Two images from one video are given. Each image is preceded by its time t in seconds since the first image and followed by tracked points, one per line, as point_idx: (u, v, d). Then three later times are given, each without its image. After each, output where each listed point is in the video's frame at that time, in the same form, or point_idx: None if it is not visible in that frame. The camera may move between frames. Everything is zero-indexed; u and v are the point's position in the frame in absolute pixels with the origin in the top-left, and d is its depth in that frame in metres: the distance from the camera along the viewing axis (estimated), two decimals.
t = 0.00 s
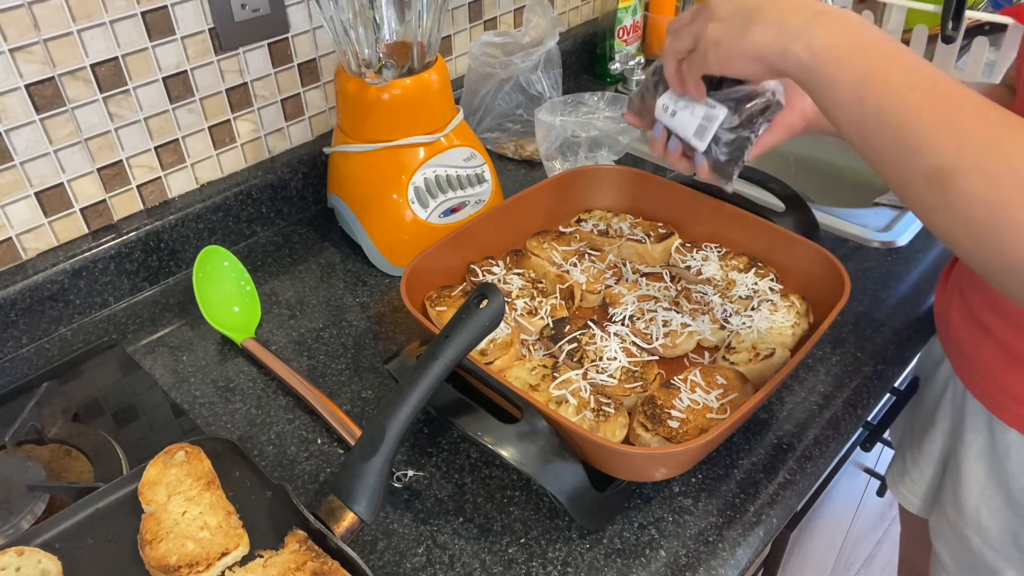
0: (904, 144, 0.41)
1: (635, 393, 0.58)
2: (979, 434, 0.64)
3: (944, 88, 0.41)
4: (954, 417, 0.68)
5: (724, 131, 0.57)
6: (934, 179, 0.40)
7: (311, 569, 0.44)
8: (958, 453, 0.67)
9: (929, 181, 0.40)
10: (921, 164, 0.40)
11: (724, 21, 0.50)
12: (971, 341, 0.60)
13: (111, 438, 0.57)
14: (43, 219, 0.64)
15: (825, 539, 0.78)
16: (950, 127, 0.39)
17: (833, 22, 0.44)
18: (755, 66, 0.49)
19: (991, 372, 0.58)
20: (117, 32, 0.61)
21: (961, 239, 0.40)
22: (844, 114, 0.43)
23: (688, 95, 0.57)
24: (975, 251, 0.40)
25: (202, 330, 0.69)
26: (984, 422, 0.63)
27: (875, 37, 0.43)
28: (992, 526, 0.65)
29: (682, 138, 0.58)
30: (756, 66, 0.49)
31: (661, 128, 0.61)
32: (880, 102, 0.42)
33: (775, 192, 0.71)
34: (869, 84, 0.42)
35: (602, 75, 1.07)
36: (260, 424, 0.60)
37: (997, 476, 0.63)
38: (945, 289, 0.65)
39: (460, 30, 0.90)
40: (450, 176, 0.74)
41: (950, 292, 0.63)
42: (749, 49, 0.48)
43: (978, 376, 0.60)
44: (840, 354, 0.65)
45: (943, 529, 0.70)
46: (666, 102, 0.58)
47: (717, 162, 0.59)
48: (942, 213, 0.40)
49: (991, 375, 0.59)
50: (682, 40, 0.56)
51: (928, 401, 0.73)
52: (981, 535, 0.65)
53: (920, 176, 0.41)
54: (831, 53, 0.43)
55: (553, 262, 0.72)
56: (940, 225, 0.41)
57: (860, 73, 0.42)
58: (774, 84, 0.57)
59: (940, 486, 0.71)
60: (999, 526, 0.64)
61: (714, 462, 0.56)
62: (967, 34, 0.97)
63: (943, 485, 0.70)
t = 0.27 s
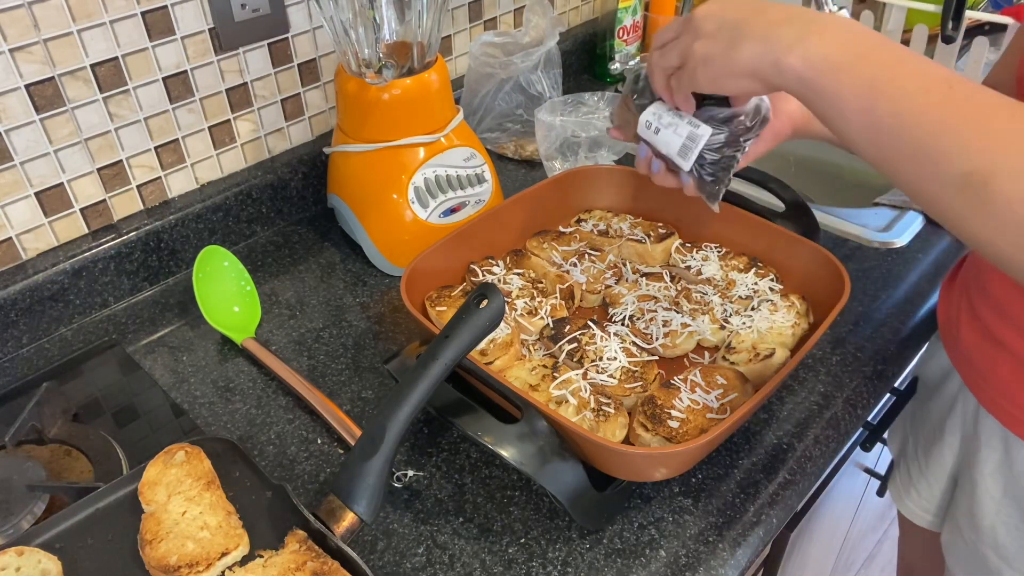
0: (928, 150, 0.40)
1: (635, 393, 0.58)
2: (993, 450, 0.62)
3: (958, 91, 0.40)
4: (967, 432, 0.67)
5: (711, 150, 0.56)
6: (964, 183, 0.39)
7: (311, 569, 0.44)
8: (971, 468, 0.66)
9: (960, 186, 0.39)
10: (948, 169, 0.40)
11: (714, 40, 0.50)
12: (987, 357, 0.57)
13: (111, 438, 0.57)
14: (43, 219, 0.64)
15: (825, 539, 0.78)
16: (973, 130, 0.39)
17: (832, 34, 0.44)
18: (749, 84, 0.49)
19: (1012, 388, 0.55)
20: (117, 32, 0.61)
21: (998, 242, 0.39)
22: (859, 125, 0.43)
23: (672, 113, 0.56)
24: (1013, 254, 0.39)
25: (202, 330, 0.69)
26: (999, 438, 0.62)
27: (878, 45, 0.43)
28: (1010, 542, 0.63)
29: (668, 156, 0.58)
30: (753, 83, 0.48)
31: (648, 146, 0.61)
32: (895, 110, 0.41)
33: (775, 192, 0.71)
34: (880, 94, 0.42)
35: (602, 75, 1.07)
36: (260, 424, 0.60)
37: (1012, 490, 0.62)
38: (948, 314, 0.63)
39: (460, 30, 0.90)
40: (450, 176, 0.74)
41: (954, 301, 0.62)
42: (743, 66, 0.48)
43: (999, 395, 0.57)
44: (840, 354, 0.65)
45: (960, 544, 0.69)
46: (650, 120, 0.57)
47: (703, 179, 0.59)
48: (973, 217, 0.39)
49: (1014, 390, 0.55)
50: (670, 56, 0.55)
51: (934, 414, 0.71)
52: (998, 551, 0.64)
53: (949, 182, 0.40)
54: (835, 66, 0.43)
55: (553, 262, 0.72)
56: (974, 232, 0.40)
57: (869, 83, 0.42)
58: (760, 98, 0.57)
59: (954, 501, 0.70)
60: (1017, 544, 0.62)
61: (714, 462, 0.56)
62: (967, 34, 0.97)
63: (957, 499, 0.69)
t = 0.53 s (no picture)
0: (913, 143, 0.37)
1: (635, 393, 0.58)
2: (1012, 467, 0.61)
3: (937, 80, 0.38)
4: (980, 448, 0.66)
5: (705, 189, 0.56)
6: (960, 174, 0.36)
7: (311, 569, 0.44)
8: (987, 483, 0.65)
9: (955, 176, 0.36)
10: (940, 162, 0.37)
11: (686, 78, 0.49)
12: (1001, 369, 0.56)
13: (111, 438, 0.57)
14: (43, 219, 0.64)
15: (825, 540, 0.78)
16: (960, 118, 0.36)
17: (798, 44, 0.42)
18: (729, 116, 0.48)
19: None
20: (117, 32, 0.61)
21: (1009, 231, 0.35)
22: (835, 127, 0.40)
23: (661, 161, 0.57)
24: None
25: (202, 330, 0.69)
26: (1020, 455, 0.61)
27: (845, 46, 0.41)
28: None
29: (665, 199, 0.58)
30: (730, 113, 0.48)
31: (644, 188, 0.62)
32: (872, 109, 0.39)
33: (775, 192, 0.71)
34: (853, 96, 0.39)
35: (602, 75, 1.07)
36: (260, 424, 0.60)
37: None
38: (954, 328, 0.62)
39: (460, 30, 0.90)
40: (450, 176, 0.74)
41: (965, 305, 0.61)
42: (714, 97, 0.47)
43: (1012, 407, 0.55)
44: (840, 354, 0.65)
45: (974, 559, 0.68)
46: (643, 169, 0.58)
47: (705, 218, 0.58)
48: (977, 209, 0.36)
49: None
50: (649, 113, 0.55)
51: (939, 428, 0.70)
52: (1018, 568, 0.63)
53: (941, 175, 0.37)
54: (805, 73, 0.41)
55: (553, 262, 0.72)
56: (978, 224, 0.36)
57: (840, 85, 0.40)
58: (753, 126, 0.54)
59: (966, 513, 0.69)
60: None
61: (714, 462, 0.56)
62: (967, 34, 0.97)
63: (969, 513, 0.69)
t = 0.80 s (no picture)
0: (891, 168, 0.38)
1: (635, 393, 0.58)
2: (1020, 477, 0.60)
3: (917, 101, 0.37)
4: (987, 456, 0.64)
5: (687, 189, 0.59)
6: (943, 196, 0.36)
7: (311, 569, 0.45)
8: (994, 492, 0.63)
9: (940, 199, 0.36)
10: (920, 185, 0.37)
11: (668, 99, 0.48)
12: (1011, 377, 0.55)
13: (111, 438, 0.57)
14: (43, 219, 0.64)
15: (825, 540, 0.78)
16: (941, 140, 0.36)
17: (775, 70, 0.42)
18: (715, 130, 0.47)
19: None
20: (117, 32, 0.61)
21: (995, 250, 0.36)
22: (819, 152, 0.40)
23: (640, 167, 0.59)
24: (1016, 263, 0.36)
25: (202, 330, 0.69)
26: None
27: (823, 69, 0.40)
28: None
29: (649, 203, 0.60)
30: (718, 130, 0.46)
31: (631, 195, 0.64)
32: (853, 135, 0.38)
33: (775, 192, 0.71)
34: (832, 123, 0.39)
35: (602, 75, 1.07)
36: (260, 424, 0.60)
37: None
38: (965, 327, 0.60)
39: (461, 30, 0.90)
40: (450, 176, 0.74)
41: (970, 311, 0.60)
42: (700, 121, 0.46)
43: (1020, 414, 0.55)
44: (840, 355, 0.65)
45: (979, 566, 0.67)
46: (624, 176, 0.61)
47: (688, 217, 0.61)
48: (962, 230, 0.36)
49: None
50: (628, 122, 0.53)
51: (942, 434, 0.69)
52: None
53: (922, 197, 0.37)
54: (783, 103, 0.41)
55: (553, 262, 0.72)
56: (960, 243, 0.37)
57: (820, 112, 0.40)
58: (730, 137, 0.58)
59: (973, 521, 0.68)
60: None
61: (714, 462, 0.56)
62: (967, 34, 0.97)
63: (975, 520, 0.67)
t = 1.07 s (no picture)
0: (861, 157, 0.38)
1: (635, 393, 0.58)
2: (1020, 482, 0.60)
3: (892, 95, 0.38)
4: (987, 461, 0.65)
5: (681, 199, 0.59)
6: (908, 185, 0.36)
7: (311, 569, 0.45)
8: (994, 497, 0.63)
9: (905, 188, 0.36)
10: (888, 175, 0.37)
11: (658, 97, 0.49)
12: (1009, 380, 0.55)
13: (111, 438, 0.57)
14: (43, 219, 0.64)
15: (825, 541, 0.78)
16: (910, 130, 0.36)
17: (761, 66, 0.43)
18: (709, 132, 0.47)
19: None
20: (117, 32, 0.61)
21: (960, 241, 0.36)
22: (796, 143, 0.41)
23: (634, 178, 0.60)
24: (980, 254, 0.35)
25: (202, 330, 0.69)
26: None
27: (806, 66, 0.41)
28: None
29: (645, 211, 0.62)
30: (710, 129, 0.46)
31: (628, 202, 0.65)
32: (827, 125, 0.39)
33: (775, 192, 0.71)
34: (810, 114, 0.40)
35: (602, 75, 1.07)
36: (260, 424, 0.60)
37: None
38: (966, 329, 0.60)
39: (461, 30, 0.90)
40: (450, 176, 0.74)
41: (971, 314, 0.60)
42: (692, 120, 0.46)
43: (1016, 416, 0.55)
44: (840, 355, 0.65)
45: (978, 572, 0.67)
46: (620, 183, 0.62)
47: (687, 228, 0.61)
48: (927, 220, 0.36)
49: None
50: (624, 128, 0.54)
51: (942, 438, 0.69)
52: None
53: (890, 187, 0.37)
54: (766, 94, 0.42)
55: (553, 262, 0.72)
56: (925, 235, 0.37)
57: (798, 104, 0.40)
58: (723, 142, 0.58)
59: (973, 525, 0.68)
60: None
61: (714, 462, 0.56)
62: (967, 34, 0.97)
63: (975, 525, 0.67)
